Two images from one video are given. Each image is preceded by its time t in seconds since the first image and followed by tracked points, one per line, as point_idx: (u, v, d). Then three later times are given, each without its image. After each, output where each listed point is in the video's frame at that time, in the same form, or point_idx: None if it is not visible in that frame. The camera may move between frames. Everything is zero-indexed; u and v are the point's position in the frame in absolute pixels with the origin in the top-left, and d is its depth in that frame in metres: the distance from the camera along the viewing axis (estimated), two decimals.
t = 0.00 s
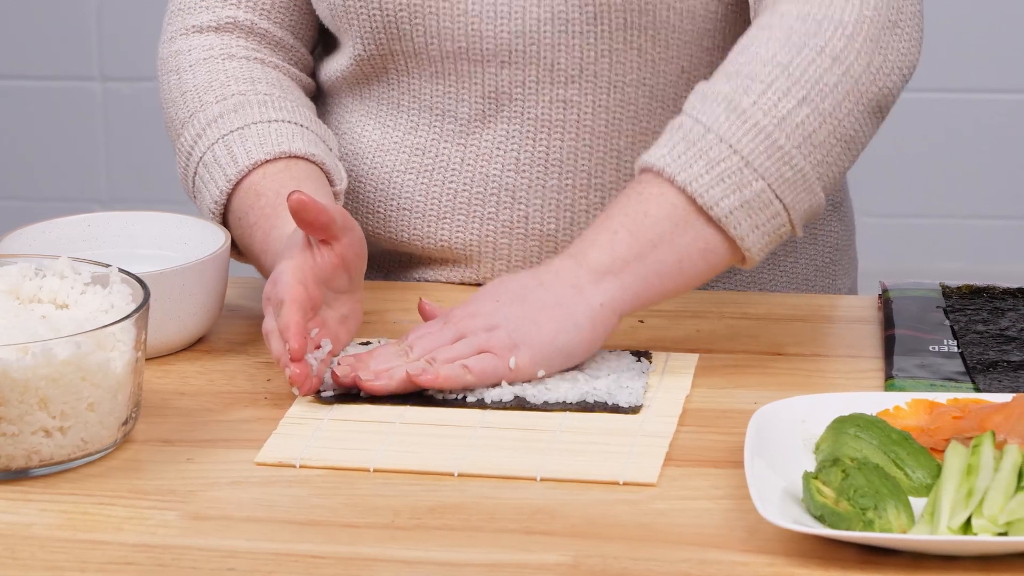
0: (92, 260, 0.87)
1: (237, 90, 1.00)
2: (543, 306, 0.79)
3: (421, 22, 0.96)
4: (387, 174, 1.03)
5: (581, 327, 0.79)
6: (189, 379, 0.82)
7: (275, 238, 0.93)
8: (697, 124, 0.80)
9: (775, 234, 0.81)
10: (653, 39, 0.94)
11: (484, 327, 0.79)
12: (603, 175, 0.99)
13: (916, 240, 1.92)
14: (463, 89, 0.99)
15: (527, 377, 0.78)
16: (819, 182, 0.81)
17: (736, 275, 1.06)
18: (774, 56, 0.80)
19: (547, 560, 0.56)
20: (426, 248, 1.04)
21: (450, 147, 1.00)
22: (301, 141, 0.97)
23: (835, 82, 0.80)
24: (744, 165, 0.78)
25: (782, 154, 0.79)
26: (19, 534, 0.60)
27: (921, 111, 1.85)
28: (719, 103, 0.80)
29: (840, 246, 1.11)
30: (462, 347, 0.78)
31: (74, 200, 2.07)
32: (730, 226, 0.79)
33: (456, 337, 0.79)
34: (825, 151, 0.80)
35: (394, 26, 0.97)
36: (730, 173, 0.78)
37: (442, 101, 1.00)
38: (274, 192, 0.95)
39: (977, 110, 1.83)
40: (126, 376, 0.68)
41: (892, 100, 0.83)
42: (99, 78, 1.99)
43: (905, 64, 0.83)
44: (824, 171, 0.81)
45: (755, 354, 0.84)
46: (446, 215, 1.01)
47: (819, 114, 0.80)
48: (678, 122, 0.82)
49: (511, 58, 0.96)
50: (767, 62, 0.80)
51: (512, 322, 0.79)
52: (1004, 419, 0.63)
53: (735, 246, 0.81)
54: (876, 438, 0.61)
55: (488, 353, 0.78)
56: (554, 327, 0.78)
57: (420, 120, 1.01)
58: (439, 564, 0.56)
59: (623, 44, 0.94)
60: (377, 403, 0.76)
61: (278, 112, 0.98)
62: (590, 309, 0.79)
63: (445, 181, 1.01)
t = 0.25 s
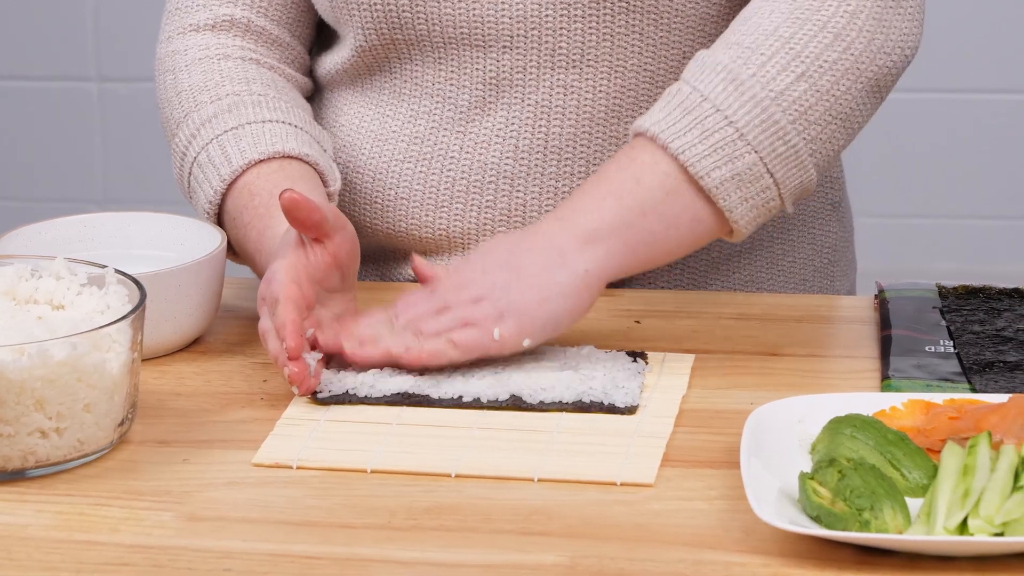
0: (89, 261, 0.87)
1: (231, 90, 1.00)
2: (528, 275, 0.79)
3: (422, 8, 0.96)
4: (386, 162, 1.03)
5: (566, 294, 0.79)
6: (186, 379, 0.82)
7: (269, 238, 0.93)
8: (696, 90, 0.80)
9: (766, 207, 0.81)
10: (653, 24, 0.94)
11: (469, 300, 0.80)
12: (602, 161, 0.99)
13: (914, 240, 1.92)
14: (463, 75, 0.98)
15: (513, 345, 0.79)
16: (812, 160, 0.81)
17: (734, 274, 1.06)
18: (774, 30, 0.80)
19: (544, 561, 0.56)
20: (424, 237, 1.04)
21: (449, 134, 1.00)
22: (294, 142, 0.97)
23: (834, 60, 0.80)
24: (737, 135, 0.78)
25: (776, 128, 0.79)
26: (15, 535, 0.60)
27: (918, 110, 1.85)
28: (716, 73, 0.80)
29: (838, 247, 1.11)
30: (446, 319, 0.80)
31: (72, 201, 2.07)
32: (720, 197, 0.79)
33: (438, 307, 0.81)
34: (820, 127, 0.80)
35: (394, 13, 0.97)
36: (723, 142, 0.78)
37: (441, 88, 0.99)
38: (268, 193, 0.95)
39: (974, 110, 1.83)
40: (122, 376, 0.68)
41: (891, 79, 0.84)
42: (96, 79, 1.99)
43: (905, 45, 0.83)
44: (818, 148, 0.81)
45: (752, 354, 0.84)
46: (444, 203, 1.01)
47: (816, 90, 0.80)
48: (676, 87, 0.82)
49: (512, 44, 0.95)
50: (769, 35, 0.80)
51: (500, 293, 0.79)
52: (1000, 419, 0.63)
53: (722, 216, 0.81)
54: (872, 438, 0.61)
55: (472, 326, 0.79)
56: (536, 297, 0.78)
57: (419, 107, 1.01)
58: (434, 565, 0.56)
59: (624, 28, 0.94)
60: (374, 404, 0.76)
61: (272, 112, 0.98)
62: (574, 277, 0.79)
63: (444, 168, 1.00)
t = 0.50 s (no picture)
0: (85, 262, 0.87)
1: (225, 100, 1.00)
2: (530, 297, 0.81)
3: (409, 31, 0.95)
4: (380, 178, 1.02)
5: (566, 314, 0.80)
6: (182, 380, 0.82)
7: (266, 242, 0.93)
8: (689, 116, 0.81)
9: (766, 228, 0.82)
10: (641, 43, 0.94)
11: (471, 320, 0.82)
12: (595, 176, 0.99)
13: (910, 241, 1.92)
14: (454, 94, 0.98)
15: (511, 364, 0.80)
16: (809, 179, 0.81)
17: (731, 274, 1.06)
18: (767, 53, 0.81)
19: (538, 561, 0.56)
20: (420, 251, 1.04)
21: (442, 152, 1.00)
22: (289, 149, 0.97)
23: (828, 80, 0.80)
24: (731, 158, 0.79)
25: (771, 151, 0.79)
26: (10, 536, 0.60)
27: (914, 111, 1.85)
28: (710, 96, 0.80)
29: (835, 245, 1.11)
30: (448, 337, 0.81)
31: (71, 201, 2.07)
32: (716, 220, 0.80)
33: (439, 325, 0.83)
34: (816, 147, 0.81)
35: (383, 35, 0.96)
36: (718, 164, 0.79)
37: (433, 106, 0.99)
38: (263, 199, 0.95)
39: (970, 111, 1.83)
40: (117, 377, 0.68)
41: (891, 94, 0.83)
42: (91, 79, 1.99)
43: (903, 60, 0.83)
44: (816, 167, 0.81)
45: (748, 355, 0.84)
46: (439, 219, 1.01)
47: (810, 110, 0.80)
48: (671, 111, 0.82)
49: (500, 65, 0.95)
50: (762, 59, 0.81)
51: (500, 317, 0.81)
52: (995, 420, 0.63)
53: (721, 242, 0.82)
54: (867, 439, 0.61)
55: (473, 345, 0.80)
56: (538, 319, 0.80)
57: (413, 124, 1.01)
58: (429, 565, 0.56)
59: (611, 47, 0.94)
60: (370, 404, 0.76)
61: (266, 120, 0.98)
62: (572, 297, 0.81)
63: (437, 185, 1.00)
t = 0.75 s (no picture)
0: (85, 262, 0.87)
1: (230, 94, 1.00)
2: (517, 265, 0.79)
3: (416, 9, 0.96)
4: (382, 164, 1.03)
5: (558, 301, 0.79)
6: (182, 381, 0.82)
7: (267, 242, 0.93)
8: (683, 102, 0.80)
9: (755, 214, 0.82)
10: (646, 25, 0.94)
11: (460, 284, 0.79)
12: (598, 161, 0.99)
13: (910, 242, 1.92)
14: (457, 77, 0.98)
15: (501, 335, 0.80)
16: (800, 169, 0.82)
17: (733, 275, 1.06)
18: (761, 39, 0.80)
19: (539, 562, 0.56)
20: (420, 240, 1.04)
21: (444, 136, 1.00)
22: (294, 146, 0.97)
23: (820, 68, 0.80)
24: (727, 147, 0.79)
25: (764, 141, 0.79)
26: (10, 537, 0.60)
27: (914, 112, 1.85)
28: (705, 83, 0.80)
29: (836, 247, 1.11)
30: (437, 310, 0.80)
31: (70, 202, 2.07)
32: (709, 209, 0.80)
33: (428, 293, 0.81)
34: (807, 137, 0.81)
35: (388, 14, 0.97)
36: (711, 155, 0.79)
37: (435, 90, 0.99)
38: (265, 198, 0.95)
39: (970, 113, 1.83)
40: (118, 378, 0.68)
41: (880, 83, 0.84)
42: (91, 80, 1.99)
43: (895, 49, 0.83)
44: (805, 155, 0.82)
45: (748, 356, 0.84)
46: (441, 205, 1.01)
47: (803, 100, 0.80)
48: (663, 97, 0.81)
49: (505, 44, 0.95)
50: (756, 45, 0.80)
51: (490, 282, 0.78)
52: (996, 421, 0.63)
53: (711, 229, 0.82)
54: (868, 440, 0.61)
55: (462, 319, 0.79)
56: (530, 297, 0.78)
57: (414, 110, 1.01)
58: (429, 566, 0.56)
59: (617, 29, 0.94)
60: (371, 404, 0.76)
61: (271, 116, 0.98)
62: (569, 289, 0.79)
63: (439, 170, 1.00)
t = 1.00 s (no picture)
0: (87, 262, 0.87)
1: (230, 97, 1.00)
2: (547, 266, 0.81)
3: (416, 14, 0.96)
4: (382, 171, 1.02)
5: (586, 288, 0.79)
6: (184, 380, 0.82)
7: (268, 245, 0.93)
8: (706, 94, 0.80)
9: (788, 205, 0.82)
10: (648, 28, 0.94)
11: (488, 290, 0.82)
12: (600, 166, 0.99)
13: (911, 242, 1.92)
14: (457, 82, 0.98)
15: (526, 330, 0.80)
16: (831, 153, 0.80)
17: (737, 274, 1.06)
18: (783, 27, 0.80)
19: (542, 561, 0.56)
20: (425, 246, 1.04)
21: (445, 141, 1.00)
22: (295, 148, 0.97)
23: (845, 52, 0.79)
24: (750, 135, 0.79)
25: (789, 126, 0.79)
26: (12, 536, 0.60)
27: (914, 112, 1.85)
28: (725, 75, 0.80)
29: (842, 244, 1.11)
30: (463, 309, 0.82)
31: (71, 202, 2.07)
32: (736, 194, 0.80)
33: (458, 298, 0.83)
34: (835, 121, 0.80)
35: (387, 19, 0.97)
36: (737, 142, 0.79)
37: (435, 96, 0.99)
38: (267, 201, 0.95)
39: (970, 113, 1.83)
40: (121, 377, 0.68)
41: (909, 66, 0.82)
42: (92, 80, 1.99)
43: (921, 28, 0.81)
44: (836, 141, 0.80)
45: (750, 355, 0.84)
46: (443, 211, 1.01)
47: (827, 84, 0.79)
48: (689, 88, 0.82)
49: (505, 49, 0.96)
50: (777, 33, 0.80)
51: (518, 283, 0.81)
52: (999, 420, 0.63)
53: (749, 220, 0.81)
54: (871, 439, 0.61)
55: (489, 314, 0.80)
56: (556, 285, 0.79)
57: (415, 116, 1.01)
58: (431, 566, 0.56)
59: (617, 32, 0.94)
60: (374, 404, 0.76)
61: (271, 119, 0.98)
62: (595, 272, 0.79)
63: (440, 177, 1.00)
